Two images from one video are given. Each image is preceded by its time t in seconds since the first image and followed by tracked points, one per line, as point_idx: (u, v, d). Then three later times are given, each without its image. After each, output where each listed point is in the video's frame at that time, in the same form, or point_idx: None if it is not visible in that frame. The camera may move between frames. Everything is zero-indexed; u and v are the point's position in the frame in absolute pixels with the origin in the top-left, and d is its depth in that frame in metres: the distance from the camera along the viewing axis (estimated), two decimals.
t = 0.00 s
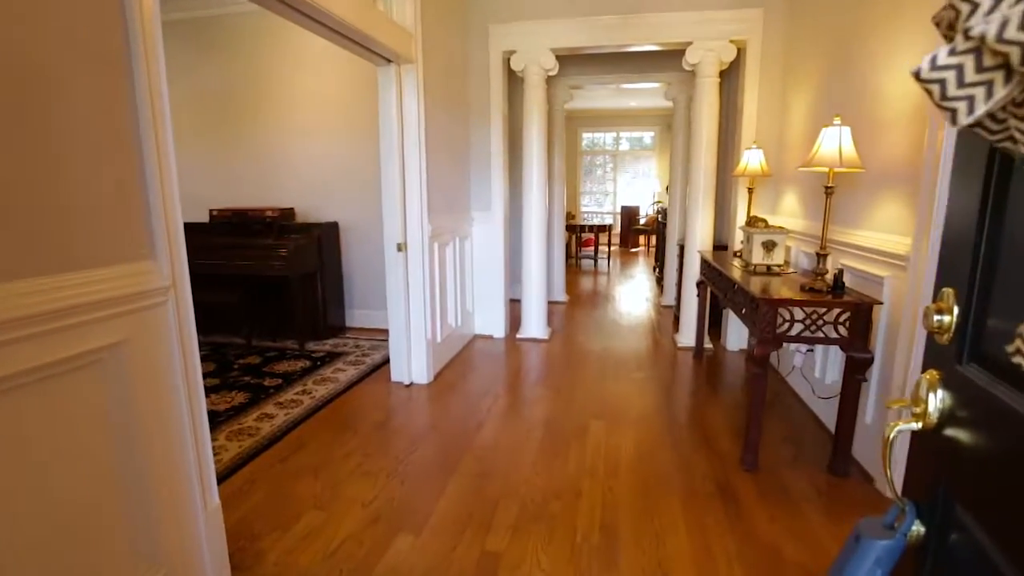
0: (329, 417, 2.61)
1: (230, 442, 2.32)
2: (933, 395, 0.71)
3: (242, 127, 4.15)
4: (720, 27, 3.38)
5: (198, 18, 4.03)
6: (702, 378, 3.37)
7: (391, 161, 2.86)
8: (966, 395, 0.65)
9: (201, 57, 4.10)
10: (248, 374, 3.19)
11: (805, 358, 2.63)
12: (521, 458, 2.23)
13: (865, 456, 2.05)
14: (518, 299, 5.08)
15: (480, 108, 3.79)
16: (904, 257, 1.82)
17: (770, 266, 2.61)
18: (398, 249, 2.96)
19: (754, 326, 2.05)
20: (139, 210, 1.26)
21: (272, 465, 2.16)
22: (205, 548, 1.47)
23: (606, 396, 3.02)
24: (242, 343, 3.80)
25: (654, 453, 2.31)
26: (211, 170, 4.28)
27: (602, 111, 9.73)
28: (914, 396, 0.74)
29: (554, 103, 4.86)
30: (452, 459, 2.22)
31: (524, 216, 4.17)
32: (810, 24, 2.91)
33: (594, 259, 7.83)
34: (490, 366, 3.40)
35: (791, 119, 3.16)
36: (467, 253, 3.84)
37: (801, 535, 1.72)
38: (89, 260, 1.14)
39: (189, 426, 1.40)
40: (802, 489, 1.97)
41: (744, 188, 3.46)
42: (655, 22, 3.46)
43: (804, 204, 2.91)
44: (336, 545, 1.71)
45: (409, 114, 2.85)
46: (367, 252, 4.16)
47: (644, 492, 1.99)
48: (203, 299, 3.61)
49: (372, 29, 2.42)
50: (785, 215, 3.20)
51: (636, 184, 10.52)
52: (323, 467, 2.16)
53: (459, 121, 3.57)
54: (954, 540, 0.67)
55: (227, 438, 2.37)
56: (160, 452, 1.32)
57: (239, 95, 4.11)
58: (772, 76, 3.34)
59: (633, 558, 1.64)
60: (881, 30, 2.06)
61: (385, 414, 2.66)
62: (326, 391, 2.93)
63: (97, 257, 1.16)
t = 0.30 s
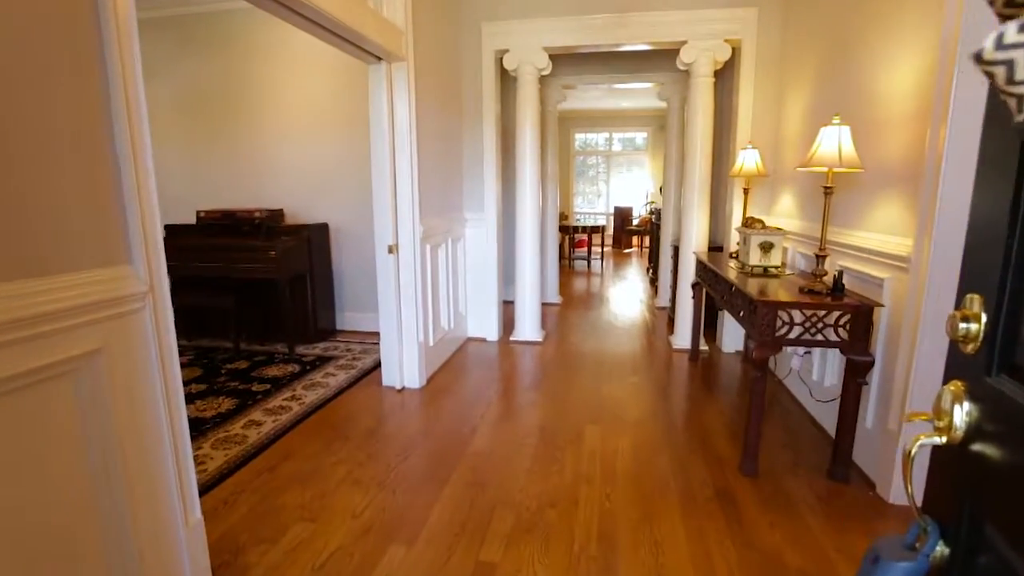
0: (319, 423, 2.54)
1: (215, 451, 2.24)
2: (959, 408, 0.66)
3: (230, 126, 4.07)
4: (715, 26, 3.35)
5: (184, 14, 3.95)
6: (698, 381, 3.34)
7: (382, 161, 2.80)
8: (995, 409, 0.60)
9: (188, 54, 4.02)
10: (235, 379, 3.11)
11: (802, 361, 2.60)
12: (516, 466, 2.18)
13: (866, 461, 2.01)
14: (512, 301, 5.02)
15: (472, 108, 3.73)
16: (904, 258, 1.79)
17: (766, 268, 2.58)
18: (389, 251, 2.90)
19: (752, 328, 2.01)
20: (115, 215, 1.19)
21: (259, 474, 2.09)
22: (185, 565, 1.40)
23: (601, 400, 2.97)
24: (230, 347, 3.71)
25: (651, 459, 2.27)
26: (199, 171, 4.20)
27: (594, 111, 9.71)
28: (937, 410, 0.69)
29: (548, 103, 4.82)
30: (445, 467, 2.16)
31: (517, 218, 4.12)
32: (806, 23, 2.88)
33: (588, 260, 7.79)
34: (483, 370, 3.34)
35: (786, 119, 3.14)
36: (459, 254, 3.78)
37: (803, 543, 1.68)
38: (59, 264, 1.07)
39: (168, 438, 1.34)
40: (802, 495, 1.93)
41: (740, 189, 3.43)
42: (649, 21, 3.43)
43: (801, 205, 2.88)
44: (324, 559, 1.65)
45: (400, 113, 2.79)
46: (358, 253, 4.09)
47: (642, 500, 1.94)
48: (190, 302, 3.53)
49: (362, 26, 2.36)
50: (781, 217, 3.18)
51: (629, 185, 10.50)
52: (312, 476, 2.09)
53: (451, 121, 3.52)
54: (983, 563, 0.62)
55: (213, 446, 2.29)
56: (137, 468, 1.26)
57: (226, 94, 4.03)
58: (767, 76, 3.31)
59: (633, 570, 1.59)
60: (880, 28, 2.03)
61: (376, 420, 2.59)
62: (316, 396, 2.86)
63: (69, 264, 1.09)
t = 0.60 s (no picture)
0: (313, 431, 2.48)
1: (205, 460, 2.17)
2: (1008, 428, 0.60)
3: (223, 126, 4.01)
4: (714, 26, 3.31)
5: (177, 13, 3.89)
6: (699, 385, 3.29)
7: (377, 162, 2.74)
8: None
9: (181, 54, 3.95)
10: (227, 384, 3.04)
11: (806, 365, 2.55)
12: (515, 475, 2.11)
13: (874, 469, 1.96)
14: (510, 304, 4.97)
15: (469, 108, 3.68)
16: (914, 261, 1.75)
17: (769, 271, 2.53)
18: (384, 254, 2.84)
19: (757, 333, 1.96)
20: (93, 219, 1.12)
21: (250, 485, 2.02)
22: None
23: (601, 406, 2.92)
24: (222, 352, 3.64)
25: (654, 467, 2.21)
26: (191, 172, 4.13)
27: (591, 113, 9.68)
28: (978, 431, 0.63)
29: (545, 104, 4.78)
30: (442, 477, 2.09)
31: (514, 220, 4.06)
32: (808, 22, 2.84)
33: (586, 262, 7.74)
34: (480, 375, 3.28)
35: (788, 120, 3.10)
36: (456, 257, 3.72)
37: (813, 556, 1.62)
38: (33, 270, 1.01)
39: (148, 452, 1.26)
40: (810, 505, 1.88)
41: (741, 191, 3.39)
42: (649, 20, 3.38)
43: (803, 207, 2.84)
44: None
45: (396, 114, 2.73)
46: (353, 256, 4.02)
47: (645, 511, 1.88)
48: (181, 306, 3.45)
49: (357, 23, 2.30)
50: (783, 219, 3.14)
51: (626, 186, 10.46)
52: (305, 487, 2.02)
53: (447, 121, 3.46)
54: None
55: (202, 455, 2.21)
56: (117, 483, 1.19)
57: (219, 94, 3.97)
58: (768, 77, 3.27)
59: None
60: (887, 27, 1.99)
61: (372, 427, 2.52)
62: (310, 402, 2.79)
63: (44, 270, 1.02)
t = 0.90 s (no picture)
0: (308, 441, 2.40)
1: (194, 473, 2.09)
2: None
3: (218, 127, 3.94)
4: (716, 27, 3.27)
5: (170, 14, 3.83)
6: (703, 392, 3.22)
7: (374, 165, 2.68)
8: None
9: (175, 54, 3.89)
10: (220, 392, 2.97)
11: (813, 373, 2.49)
12: (516, 488, 2.05)
13: (887, 481, 1.90)
14: (509, 308, 4.90)
15: (468, 110, 3.62)
16: (928, 268, 1.69)
17: (776, 276, 2.48)
18: (381, 259, 2.77)
19: (766, 341, 1.90)
20: (68, 225, 1.05)
21: (242, 499, 1.95)
22: None
23: (603, 414, 2.85)
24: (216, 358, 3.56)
25: (659, 479, 2.14)
26: (185, 174, 4.06)
27: (588, 116, 9.65)
28: None
29: (544, 107, 4.73)
30: (441, 490, 2.03)
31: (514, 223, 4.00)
32: (813, 23, 2.79)
33: (585, 266, 7.67)
34: (479, 382, 3.21)
35: (793, 123, 3.05)
36: (454, 261, 3.66)
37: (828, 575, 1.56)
38: None
39: (129, 471, 1.19)
40: (822, 520, 1.82)
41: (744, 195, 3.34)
42: (651, 21, 3.33)
43: (808, 211, 2.79)
44: None
45: (393, 115, 2.67)
46: (349, 260, 3.95)
47: (652, 526, 1.82)
48: (173, 312, 3.38)
49: (354, 22, 2.24)
50: (787, 223, 3.09)
51: (624, 189, 10.41)
52: (299, 501, 1.95)
53: (445, 123, 3.40)
54: None
55: (192, 468, 2.14)
56: (93, 505, 1.12)
57: (213, 96, 3.90)
58: (771, 78, 3.22)
59: None
60: (898, 26, 1.94)
61: (368, 437, 2.45)
62: (305, 410, 2.72)
63: (11, 281, 0.95)
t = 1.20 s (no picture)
0: (304, 453, 2.33)
1: (185, 488, 2.02)
2: None
3: (214, 129, 3.88)
4: (721, 29, 3.21)
5: (166, 14, 3.77)
6: (708, 401, 3.15)
7: (373, 168, 2.61)
8: None
9: (171, 54, 3.83)
10: (214, 400, 2.89)
11: (824, 382, 2.42)
12: (519, 504, 1.97)
13: (905, 497, 1.83)
14: (509, 313, 4.83)
15: (468, 113, 3.56)
16: (947, 276, 1.63)
17: (785, 283, 2.42)
18: (380, 265, 2.70)
19: (779, 351, 1.83)
20: (42, 234, 0.98)
21: (235, 514, 1.88)
22: None
23: (607, 423, 2.78)
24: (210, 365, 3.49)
25: (667, 493, 2.07)
26: (181, 176, 3.99)
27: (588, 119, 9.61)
28: None
29: (545, 110, 4.67)
30: (442, 505, 1.96)
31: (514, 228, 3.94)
32: (822, 24, 2.74)
33: (585, 269, 7.61)
34: (480, 389, 3.14)
35: (800, 126, 2.99)
36: (454, 266, 3.59)
37: None
38: None
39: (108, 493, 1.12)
40: (837, 537, 1.74)
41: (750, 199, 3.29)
42: (655, 22, 3.28)
43: (816, 216, 2.73)
44: None
45: (393, 117, 2.61)
46: (347, 265, 3.89)
47: (660, 544, 1.75)
48: (166, 318, 3.30)
49: (353, 21, 2.18)
50: (794, 227, 3.03)
51: (624, 192, 10.35)
52: (293, 517, 1.88)
53: (445, 125, 3.34)
54: None
55: (183, 481, 2.06)
56: (68, 532, 1.05)
57: (209, 98, 3.84)
58: (778, 81, 3.17)
59: None
60: (914, 26, 1.88)
61: (366, 448, 2.38)
62: (301, 420, 2.65)
63: None
